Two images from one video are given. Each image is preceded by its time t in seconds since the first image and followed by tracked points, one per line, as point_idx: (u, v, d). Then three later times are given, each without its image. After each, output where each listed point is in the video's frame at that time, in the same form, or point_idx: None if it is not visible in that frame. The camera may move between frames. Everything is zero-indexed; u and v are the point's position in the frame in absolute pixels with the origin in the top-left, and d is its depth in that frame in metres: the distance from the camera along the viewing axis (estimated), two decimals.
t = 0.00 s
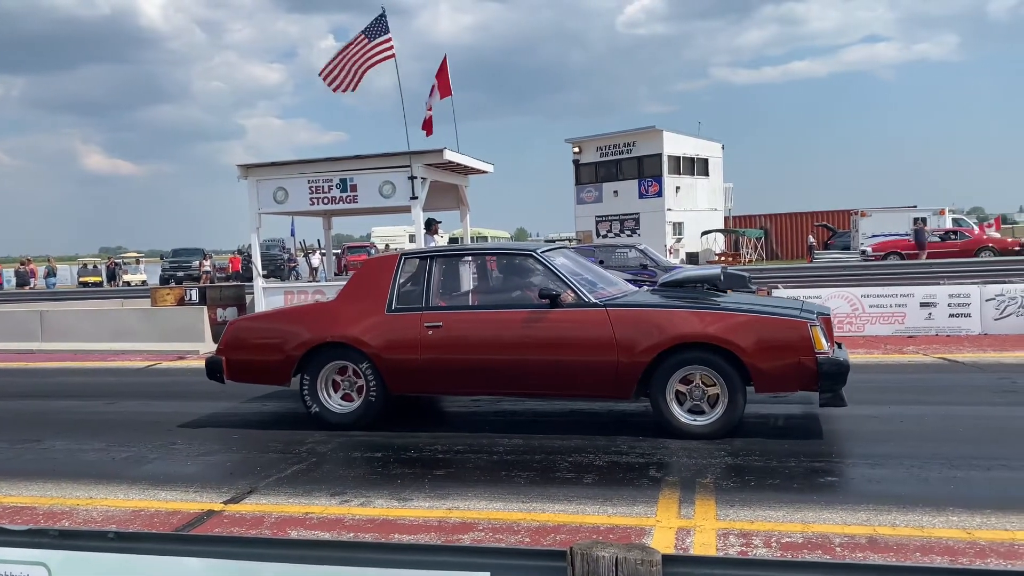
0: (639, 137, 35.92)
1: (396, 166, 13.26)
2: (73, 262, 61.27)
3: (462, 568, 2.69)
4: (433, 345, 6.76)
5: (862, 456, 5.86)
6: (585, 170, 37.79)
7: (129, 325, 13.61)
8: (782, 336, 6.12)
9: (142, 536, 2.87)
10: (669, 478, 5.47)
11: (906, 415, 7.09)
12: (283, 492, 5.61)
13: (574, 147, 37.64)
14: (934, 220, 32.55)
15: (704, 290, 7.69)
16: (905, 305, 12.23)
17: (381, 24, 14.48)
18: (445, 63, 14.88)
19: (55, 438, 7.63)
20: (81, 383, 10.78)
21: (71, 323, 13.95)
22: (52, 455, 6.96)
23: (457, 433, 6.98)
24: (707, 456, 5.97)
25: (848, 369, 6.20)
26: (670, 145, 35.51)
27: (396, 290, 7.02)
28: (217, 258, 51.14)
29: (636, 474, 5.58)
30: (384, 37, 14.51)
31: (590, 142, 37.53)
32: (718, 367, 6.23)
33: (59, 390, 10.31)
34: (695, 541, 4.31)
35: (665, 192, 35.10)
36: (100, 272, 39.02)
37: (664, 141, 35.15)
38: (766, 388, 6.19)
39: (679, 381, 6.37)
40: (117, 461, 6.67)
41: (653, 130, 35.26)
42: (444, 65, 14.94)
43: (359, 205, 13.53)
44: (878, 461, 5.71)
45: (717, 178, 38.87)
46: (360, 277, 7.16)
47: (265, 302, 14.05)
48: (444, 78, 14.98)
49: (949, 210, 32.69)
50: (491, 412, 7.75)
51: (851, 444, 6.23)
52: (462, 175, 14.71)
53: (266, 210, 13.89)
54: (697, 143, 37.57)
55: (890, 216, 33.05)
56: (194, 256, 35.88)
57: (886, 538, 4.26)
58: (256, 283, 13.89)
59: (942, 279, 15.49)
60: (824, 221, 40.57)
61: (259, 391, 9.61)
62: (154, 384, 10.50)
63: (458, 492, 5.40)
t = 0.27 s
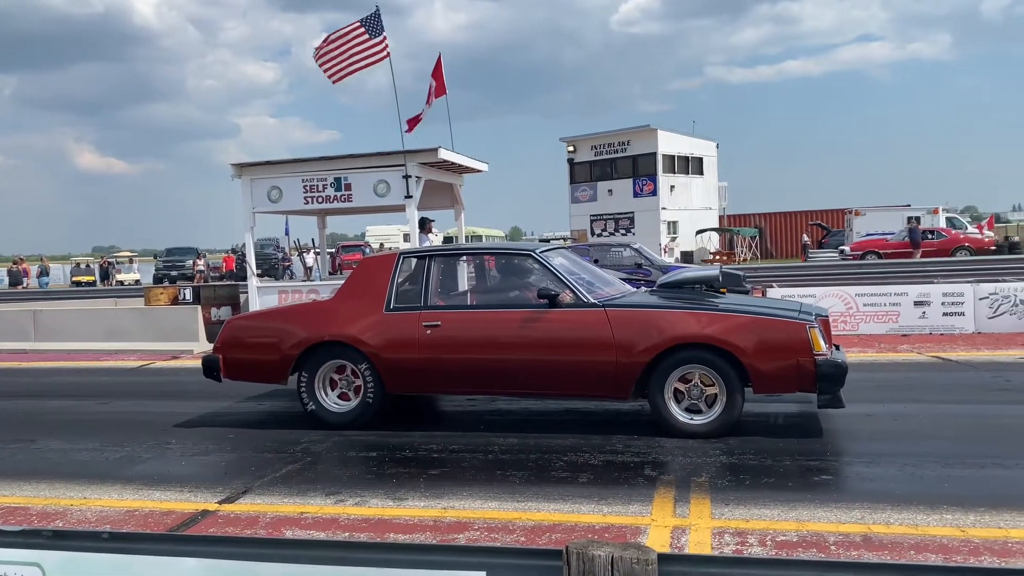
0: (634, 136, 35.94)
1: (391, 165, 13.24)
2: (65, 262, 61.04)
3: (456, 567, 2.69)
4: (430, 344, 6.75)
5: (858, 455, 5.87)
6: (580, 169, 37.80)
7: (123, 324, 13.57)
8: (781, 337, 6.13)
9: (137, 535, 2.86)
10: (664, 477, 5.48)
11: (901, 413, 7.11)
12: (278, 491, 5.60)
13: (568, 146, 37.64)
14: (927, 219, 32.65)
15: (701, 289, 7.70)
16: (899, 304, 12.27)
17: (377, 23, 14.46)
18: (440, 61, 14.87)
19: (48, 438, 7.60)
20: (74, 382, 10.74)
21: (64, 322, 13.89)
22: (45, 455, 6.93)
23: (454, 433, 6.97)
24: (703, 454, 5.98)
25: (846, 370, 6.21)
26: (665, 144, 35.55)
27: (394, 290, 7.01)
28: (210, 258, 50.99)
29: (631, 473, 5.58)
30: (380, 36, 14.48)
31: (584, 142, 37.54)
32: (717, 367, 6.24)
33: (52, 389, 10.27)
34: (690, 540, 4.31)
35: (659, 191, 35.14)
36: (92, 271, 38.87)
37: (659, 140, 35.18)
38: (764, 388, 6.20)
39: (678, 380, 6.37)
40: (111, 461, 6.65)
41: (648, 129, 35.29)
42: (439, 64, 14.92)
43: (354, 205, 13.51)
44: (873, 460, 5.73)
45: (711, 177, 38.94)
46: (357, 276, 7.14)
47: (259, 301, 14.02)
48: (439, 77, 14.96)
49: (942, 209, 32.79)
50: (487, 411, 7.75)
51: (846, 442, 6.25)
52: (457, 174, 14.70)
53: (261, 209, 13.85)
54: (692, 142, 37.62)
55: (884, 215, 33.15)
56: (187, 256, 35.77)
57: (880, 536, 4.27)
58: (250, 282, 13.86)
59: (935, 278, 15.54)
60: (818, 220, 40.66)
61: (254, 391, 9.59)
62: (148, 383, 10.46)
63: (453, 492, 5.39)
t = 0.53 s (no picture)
0: (629, 134, 35.96)
1: (386, 163, 13.23)
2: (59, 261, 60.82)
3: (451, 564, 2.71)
4: (424, 343, 6.75)
5: (852, 452, 5.89)
6: (575, 168, 37.80)
7: (117, 322, 13.53)
8: (774, 335, 6.14)
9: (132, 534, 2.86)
10: (659, 474, 5.48)
11: (895, 411, 7.13)
12: (273, 489, 5.59)
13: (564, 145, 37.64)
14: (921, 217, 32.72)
15: (695, 287, 7.71)
16: (893, 302, 12.30)
17: (372, 21, 14.44)
18: (435, 59, 14.85)
19: (42, 436, 7.57)
20: (68, 381, 10.71)
21: (58, 321, 13.85)
22: (39, 454, 6.90)
23: (449, 431, 6.97)
24: (697, 452, 5.99)
25: (839, 367, 6.22)
26: (660, 142, 35.57)
27: (388, 288, 7.00)
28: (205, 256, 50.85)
29: (626, 471, 5.59)
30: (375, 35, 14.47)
31: (579, 140, 37.54)
32: (710, 365, 6.24)
33: (46, 388, 10.23)
34: (685, 537, 4.32)
35: (654, 190, 35.17)
36: (86, 270, 38.75)
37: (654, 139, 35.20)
38: (758, 386, 6.21)
39: (671, 378, 6.38)
40: (105, 460, 6.63)
41: (643, 128, 35.32)
42: (434, 61, 14.89)
43: (348, 202, 13.48)
44: (867, 457, 5.74)
45: (706, 175, 38.98)
46: (352, 274, 7.13)
47: (253, 299, 13.99)
48: (434, 75, 14.94)
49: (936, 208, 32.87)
50: (482, 409, 7.75)
51: (840, 440, 6.26)
52: (452, 172, 14.69)
53: (255, 207, 13.82)
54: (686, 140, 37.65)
55: (878, 213, 33.24)
56: (182, 254, 35.66)
57: (875, 533, 4.28)
58: (244, 281, 13.83)
59: (930, 276, 15.58)
60: (812, 218, 40.74)
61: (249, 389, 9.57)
62: (141, 382, 10.43)
63: (448, 490, 5.39)
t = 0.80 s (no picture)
0: (623, 132, 35.97)
1: (379, 160, 13.19)
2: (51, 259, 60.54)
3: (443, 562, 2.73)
4: (416, 340, 6.73)
5: (843, 449, 5.90)
6: (569, 165, 37.80)
7: (109, 320, 13.47)
8: (765, 332, 6.14)
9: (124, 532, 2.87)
10: (652, 471, 5.49)
11: (887, 408, 7.16)
12: (265, 487, 5.57)
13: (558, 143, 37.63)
14: (914, 215, 32.84)
15: (687, 285, 7.71)
16: (885, 300, 12.33)
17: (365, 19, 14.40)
18: (428, 56, 14.81)
19: (32, 434, 7.53)
20: (59, 379, 10.66)
21: (50, 318, 13.78)
22: (29, 452, 6.86)
23: (441, 428, 6.96)
24: (689, 449, 6.00)
25: (830, 364, 6.23)
26: (654, 140, 35.59)
27: (380, 285, 6.98)
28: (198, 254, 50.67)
29: (619, 468, 5.59)
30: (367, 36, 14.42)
31: (573, 138, 37.54)
32: (701, 361, 6.24)
33: (37, 386, 10.18)
34: (678, 534, 4.32)
35: (648, 188, 35.20)
36: (79, 267, 38.58)
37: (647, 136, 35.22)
38: (749, 383, 6.22)
39: (662, 375, 6.38)
40: (96, 458, 6.60)
41: (637, 125, 35.33)
42: (427, 58, 14.85)
43: (341, 200, 13.45)
44: (859, 454, 5.75)
45: (700, 173, 39.03)
46: (343, 271, 7.11)
47: (246, 297, 13.95)
48: (428, 72, 14.91)
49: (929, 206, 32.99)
50: (475, 406, 7.74)
51: (832, 437, 6.27)
52: (446, 170, 14.67)
53: (248, 204, 13.77)
54: (680, 138, 37.69)
55: (871, 211, 33.33)
56: (175, 252, 35.54)
57: (867, 530, 4.29)
58: (237, 278, 13.79)
59: (922, 273, 15.63)
60: (805, 216, 40.85)
61: (241, 386, 9.54)
62: (133, 379, 10.39)
63: (441, 487, 5.38)
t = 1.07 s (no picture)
0: (617, 130, 35.97)
1: (372, 157, 13.16)
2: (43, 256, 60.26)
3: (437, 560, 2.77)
4: (408, 337, 6.71)
5: (835, 446, 5.90)
6: (563, 163, 37.78)
7: (101, 317, 13.41)
8: (757, 329, 6.14)
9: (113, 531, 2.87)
10: (645, 468, 5.48)
11: (879, 405, 7.17)
12: (256, 485, 5.54)
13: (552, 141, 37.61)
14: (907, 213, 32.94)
15: (680, 282, 7.70)
16: (878, 297, 12.36)
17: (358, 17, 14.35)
18: (421, 53, 14.77)
19: (22, 432, 7.49)
20: (50, 376, 10.60)
21: (41, 316, 13.71)
22: (19, 450, 6.82)
23: (434, 426, 6.95)
24: (681, 446, 5.99)
25: (821, 361, 6.24)
26: (647, 138, 35.61)
27: (372, 283, 6.95)
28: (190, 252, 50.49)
29: (611, 465, 5.58)
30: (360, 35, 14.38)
31: (567, 136, 37.52)
32: (693, 358, 6.24)
33: (28, 383, 10.13)
34: (670, 531, 4.31)
35: (642, 185, 35.22)
36: (71, 265, 38.40)
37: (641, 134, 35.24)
38: (741, 380, 6.21)
39: (654, 372, 6.37)
40: (86, 455, 6.56)
41: (630, 123, 35.34)
42: (420, 56, 14.80)
43: (334, 197, 13.41)
44: (851, 451, 5.76)
45: (694, 171, 39.08)
46: (334, 269, 7.08)
47: (239, 294, 13.90)
48: (421, 69, 14.87)
49: (922, 204, 33.11)
50: (467, 404, 7.72)
51: (824, 433, 6.28)
52: (439, 167, 14.64)
53: (240, 201, 13.72)
54: (674, 136, 37.73)
55: (864, 209, 33.42)
56: (168, 250, 35.42)
57: (859, 526, 4.29)
58: (230, 275, 13.74)
59: (915, 271, 15.67)
60: (799, 214, 40.95)
61: (233, 384, 9.50)
62: (125, 377, 10.34)
63: (433, 484, 5.36)
